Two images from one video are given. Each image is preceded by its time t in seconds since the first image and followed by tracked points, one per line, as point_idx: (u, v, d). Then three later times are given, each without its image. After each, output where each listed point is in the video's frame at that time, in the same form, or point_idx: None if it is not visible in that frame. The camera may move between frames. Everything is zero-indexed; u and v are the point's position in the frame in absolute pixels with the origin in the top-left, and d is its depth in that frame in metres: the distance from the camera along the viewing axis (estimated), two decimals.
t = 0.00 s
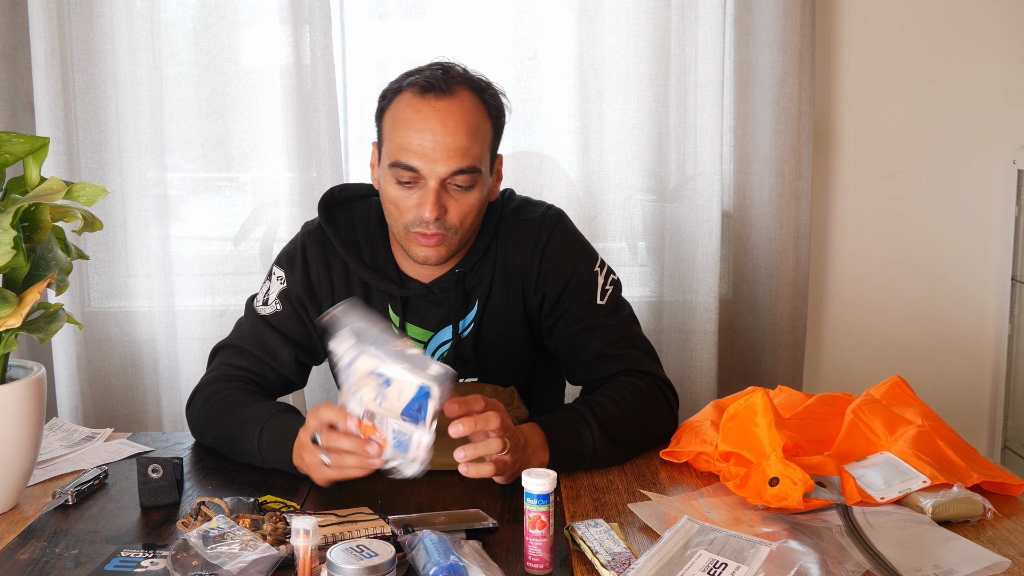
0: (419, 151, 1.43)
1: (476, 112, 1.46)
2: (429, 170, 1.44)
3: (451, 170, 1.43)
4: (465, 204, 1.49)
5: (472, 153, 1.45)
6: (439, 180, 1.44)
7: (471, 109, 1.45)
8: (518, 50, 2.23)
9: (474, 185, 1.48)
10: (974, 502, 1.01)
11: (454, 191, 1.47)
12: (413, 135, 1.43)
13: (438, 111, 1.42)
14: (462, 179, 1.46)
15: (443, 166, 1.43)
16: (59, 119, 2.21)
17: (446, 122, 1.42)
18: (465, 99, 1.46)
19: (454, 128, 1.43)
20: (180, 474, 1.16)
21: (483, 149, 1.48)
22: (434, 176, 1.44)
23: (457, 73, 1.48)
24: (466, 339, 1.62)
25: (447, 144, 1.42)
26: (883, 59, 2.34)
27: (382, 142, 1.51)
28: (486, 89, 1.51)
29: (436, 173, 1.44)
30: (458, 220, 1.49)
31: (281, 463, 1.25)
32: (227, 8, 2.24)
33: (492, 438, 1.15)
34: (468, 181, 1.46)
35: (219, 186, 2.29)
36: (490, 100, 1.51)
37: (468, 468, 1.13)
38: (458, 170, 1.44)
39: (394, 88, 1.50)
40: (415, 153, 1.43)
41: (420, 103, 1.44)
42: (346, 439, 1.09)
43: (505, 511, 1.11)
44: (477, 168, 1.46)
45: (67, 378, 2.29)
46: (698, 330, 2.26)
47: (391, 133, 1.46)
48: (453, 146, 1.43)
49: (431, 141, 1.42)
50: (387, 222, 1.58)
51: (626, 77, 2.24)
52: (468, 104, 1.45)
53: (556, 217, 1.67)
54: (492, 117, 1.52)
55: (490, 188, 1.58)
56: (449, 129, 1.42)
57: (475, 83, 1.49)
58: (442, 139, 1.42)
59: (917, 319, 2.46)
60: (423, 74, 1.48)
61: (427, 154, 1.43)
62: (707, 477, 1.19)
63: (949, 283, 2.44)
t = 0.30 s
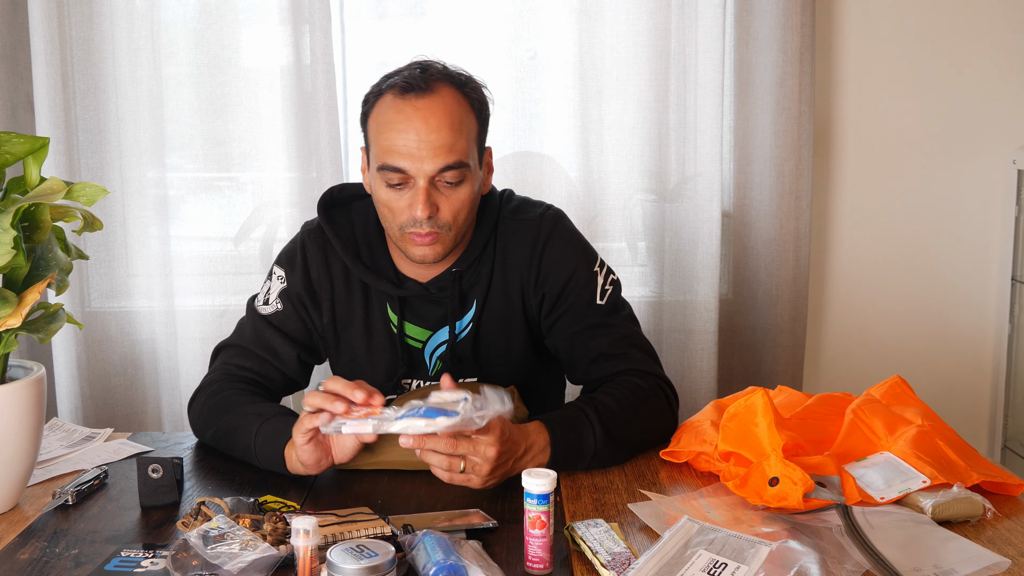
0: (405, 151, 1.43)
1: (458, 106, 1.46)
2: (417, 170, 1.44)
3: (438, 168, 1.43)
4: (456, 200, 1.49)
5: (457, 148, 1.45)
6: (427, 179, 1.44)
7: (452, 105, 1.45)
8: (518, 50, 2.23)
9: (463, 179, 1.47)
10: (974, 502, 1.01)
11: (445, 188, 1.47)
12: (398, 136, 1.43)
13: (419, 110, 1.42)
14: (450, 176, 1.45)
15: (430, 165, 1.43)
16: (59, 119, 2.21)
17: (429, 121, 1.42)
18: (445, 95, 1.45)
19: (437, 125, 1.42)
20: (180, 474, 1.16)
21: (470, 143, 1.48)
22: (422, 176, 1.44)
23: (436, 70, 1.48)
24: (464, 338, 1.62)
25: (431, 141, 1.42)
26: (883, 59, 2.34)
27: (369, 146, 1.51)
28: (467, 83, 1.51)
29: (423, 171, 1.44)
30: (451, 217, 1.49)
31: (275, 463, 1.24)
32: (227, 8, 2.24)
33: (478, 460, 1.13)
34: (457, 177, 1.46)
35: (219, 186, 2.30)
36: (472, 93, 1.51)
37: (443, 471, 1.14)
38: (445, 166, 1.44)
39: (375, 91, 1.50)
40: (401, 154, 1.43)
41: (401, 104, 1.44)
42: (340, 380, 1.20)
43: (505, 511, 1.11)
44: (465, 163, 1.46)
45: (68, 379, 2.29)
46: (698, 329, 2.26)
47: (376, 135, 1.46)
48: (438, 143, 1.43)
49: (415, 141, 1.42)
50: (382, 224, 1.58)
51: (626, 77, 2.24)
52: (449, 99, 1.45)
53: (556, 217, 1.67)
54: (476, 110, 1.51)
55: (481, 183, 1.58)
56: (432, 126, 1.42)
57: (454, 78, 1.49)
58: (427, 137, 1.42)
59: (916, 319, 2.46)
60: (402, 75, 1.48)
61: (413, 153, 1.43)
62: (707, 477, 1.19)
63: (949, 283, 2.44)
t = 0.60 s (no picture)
0: (397, 135, 1.45)
1: (451, 93, 1.49)
2: (409, 153, 1.46)
3: (430, 149, 1.45)
4: (450, 186, 1.49)
5: (449, 130, 1.47)
6: (420, 161, 1.46)
7: (444, 90, 1.48)
8: (518, 50, 2.23)
9: (456, 164, 1.49)
10: (974, 502, 1.01)
11: (437, 171, 1.48)
12: (390, 121, 1.45)
13: (411, 94, 1.45)
14: (443, 157, 1.47)
15: (423, 146, 1.45)
16: (59, 119, 2.21)
17: (420, 104, 1.45)
18: (437, 81, 1.49)
19: (428, 107, 1.45)
20: (180, 474, 1.16)
21: (463, 130, 1.50)
22: (414, 158, 1.46)
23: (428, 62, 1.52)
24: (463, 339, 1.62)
25: (423, 123, 1.45)
26: (883, 59, 2.34)
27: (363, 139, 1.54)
28: (460, 76, 1.54)
29: (415, 154, 1.46)
30: (445, 203, 1.49)
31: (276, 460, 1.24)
32: (226, 8, 2.24)
33: (478, 446, 1.13)
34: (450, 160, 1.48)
35: (219, 186, 2.30)
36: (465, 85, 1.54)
37: (446, 471, 1.12)
38: (437, 148, 1.46)
39: (370, 87, 1.54)
40: (394, 138, 1.45)
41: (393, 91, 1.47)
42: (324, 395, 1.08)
43: (505, 511, 1.11)
44: (457, 147, 1.48)
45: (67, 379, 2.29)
46: (699, 330, 2.26)
47: (370, 123, 1.49)
48: (429, 124, 1.45)
49: (407, 123, 1.45)
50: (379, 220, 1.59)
51: (626, 76, 2.24)
52: (441, 85, 1.49)
53: (554, 217, 1.67)
54: (470, 102, 1.54)
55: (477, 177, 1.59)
56: (424, 108, 1.45)
57: (446, 70, 1.53)
58: (419, 119, 1.45)
59: (916, 319, 2.46)
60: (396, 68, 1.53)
61: (406, 134, 1.45)
62: (707, 477, 1.19)
63: (948, 283, 2.44)
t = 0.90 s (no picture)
0: (386, 127, 1.48)
1: (439, 91, 1.53)
2: (398, 145, 1.48)
3: (418, 140, 1.48)
4: (440, 179, 1.51)
5: (438, 124, 1.50)
6: (409, 153, 1.48)
7: (432, 86, 1.52)
8: (518, 50, 2.23)
9: (445, 156, 1.51)
10: (974, 502, 1.01)
11: (426, 165, 1.50)
12: (379, 115, 1.48)
13: (399, 89, 1.49)
14: (431, 150, 1.49)
15: (411, 138, 1.48)
16: (59, 119, 2.21)
17: (409, 98, 1.49)
18: (425, 79, 1.53)
19: (416, 100, 1.48)
20: (180, 474, 1.16)
21: (452, 126, 1.53)
22: (403, 150, 1.48)
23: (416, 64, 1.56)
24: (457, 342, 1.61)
25: (411, 115, 1.48)
26: (883, 59, 2.34)
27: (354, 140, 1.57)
28: (450, 77, 1.57)
29: (404, 146, 1.48)
30: (435, 196, 1.50)
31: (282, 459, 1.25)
32: (226, 8, 2.24)
33: (492, 448, 1.15)
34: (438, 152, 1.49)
35: (219, 186, 2.30)
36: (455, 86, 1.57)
37: (461, 473, 1.14)
38: (425, 140, 1.48)
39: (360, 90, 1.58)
40: (383, 131, 1.48)
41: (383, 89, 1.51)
42: (362, 392, 1.11)
43: (505, 511, 1.11)
44: (445, 140, 1.50)
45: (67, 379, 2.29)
46: (699, 329, 2.25)
47: (360, 120, 1.52)
48: (417, 117, 1.48)
49: (395, 116, 1.48)
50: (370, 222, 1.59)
51: (627, 76, 2.24)
52: (429, 82, 1.52)
53: (549, 219, 1.66)
54: (459, 102, 1.57)
55: (467, 175, 1.60)
56: (412, 102, 1.48)
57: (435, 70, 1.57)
58: (407, 112, 1.48)
59: (916, 319, 2.46)
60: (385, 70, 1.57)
61: (394, 128, 1.48)
62: (707, 477, 1.19)
63: (948, 283, 2.44)
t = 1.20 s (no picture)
0: (383, 127, 1.48)
1: (438, 91, 1.53)
2: (395, 145, 1.48)
3: (416, 140, 1.48)
4: (437, 178, 1.51)
5: (436, 124, 1.50)
6: (406, 153, 1.48)
7: (430, 87, 1.52)
8: (518, 50, 2.23)
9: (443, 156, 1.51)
10: (974, 502, 1.01)
11: (424, 164, 1.50)
12: (376, 115, 1.49)
13: (397, 89, 1.49)
14: (429, 151, 1.49)
15: (409, 138, 1.48)
16: (59, 119, 2.21)
17: (406, 98, 1.49)
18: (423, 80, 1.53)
19: (414, 100, 1.49)
20: (180, 474, 1.16)
21: (450, 126, 1.53)
22: (401, 150, 1.48)
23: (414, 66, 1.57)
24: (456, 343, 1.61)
25: (409, 115, 1.48)
26: (883, 59, 2.34)
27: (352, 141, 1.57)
28: (448, 77, 1.58)
29: (402, 146, 1.48)
30: (433, 195, 1.50)
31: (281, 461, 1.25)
32: (227, 8, 2.24)
33: (483, 431, 1.16)
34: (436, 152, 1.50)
35: (220, 186, 2.30)
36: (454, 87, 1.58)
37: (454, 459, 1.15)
38: (423, 140, 1.49)
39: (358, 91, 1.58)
40: (380, 131, 1.48)
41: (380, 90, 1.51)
42: (348, 394, 1.13)
43: (506, 511, 1.11)
44: (443, 139, 1.50)
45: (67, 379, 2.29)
46: (699, 329, 2.26)
47: (358, 122, 1.53)
48: (415, 117, 1.48)
49: (392, 116, 1.48)
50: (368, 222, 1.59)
51: (626, 77, 2.24)
52: (427, 83, 1.53)
53: (549, 219, 1.66)
54: (457, 102, 1.57)
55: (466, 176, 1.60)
56: (410, 102, 1.49)
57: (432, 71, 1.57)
58: (404, 112, 1.48)
59: (916, 319, 2.46)
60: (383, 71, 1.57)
61: (392, 128, 1.48)
62: (707, 477, 1.19)
63: (948, 284, 2.44)
